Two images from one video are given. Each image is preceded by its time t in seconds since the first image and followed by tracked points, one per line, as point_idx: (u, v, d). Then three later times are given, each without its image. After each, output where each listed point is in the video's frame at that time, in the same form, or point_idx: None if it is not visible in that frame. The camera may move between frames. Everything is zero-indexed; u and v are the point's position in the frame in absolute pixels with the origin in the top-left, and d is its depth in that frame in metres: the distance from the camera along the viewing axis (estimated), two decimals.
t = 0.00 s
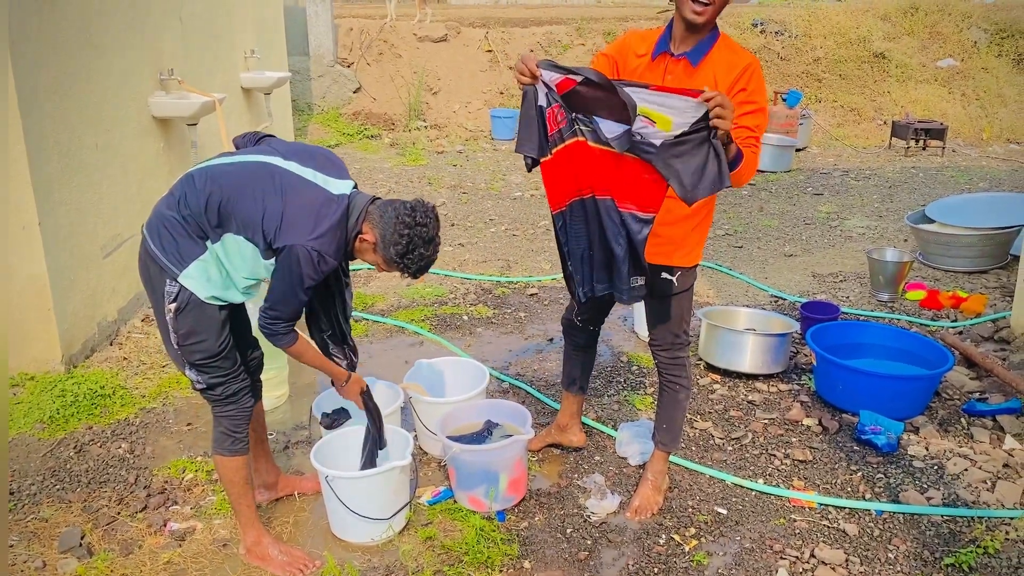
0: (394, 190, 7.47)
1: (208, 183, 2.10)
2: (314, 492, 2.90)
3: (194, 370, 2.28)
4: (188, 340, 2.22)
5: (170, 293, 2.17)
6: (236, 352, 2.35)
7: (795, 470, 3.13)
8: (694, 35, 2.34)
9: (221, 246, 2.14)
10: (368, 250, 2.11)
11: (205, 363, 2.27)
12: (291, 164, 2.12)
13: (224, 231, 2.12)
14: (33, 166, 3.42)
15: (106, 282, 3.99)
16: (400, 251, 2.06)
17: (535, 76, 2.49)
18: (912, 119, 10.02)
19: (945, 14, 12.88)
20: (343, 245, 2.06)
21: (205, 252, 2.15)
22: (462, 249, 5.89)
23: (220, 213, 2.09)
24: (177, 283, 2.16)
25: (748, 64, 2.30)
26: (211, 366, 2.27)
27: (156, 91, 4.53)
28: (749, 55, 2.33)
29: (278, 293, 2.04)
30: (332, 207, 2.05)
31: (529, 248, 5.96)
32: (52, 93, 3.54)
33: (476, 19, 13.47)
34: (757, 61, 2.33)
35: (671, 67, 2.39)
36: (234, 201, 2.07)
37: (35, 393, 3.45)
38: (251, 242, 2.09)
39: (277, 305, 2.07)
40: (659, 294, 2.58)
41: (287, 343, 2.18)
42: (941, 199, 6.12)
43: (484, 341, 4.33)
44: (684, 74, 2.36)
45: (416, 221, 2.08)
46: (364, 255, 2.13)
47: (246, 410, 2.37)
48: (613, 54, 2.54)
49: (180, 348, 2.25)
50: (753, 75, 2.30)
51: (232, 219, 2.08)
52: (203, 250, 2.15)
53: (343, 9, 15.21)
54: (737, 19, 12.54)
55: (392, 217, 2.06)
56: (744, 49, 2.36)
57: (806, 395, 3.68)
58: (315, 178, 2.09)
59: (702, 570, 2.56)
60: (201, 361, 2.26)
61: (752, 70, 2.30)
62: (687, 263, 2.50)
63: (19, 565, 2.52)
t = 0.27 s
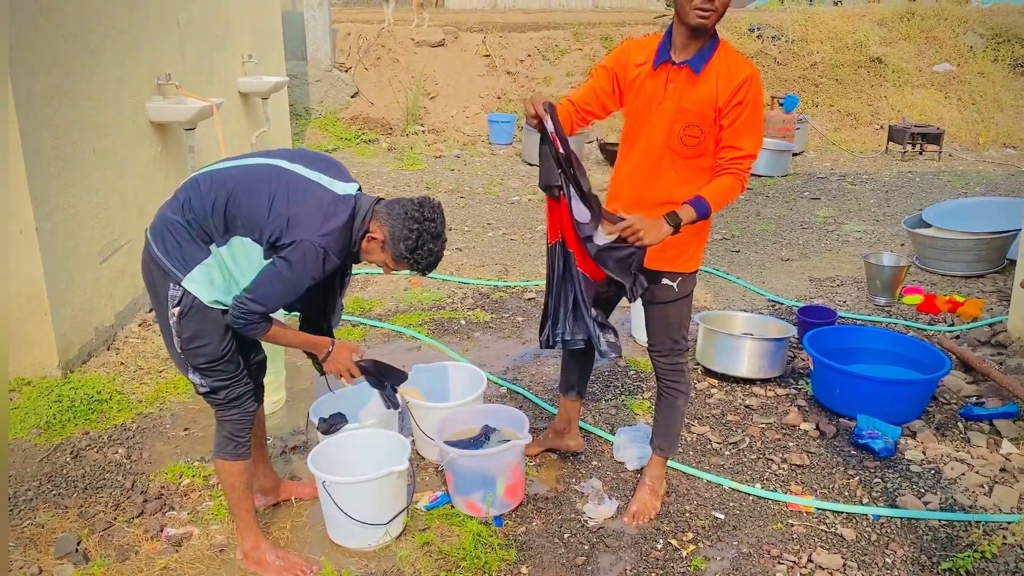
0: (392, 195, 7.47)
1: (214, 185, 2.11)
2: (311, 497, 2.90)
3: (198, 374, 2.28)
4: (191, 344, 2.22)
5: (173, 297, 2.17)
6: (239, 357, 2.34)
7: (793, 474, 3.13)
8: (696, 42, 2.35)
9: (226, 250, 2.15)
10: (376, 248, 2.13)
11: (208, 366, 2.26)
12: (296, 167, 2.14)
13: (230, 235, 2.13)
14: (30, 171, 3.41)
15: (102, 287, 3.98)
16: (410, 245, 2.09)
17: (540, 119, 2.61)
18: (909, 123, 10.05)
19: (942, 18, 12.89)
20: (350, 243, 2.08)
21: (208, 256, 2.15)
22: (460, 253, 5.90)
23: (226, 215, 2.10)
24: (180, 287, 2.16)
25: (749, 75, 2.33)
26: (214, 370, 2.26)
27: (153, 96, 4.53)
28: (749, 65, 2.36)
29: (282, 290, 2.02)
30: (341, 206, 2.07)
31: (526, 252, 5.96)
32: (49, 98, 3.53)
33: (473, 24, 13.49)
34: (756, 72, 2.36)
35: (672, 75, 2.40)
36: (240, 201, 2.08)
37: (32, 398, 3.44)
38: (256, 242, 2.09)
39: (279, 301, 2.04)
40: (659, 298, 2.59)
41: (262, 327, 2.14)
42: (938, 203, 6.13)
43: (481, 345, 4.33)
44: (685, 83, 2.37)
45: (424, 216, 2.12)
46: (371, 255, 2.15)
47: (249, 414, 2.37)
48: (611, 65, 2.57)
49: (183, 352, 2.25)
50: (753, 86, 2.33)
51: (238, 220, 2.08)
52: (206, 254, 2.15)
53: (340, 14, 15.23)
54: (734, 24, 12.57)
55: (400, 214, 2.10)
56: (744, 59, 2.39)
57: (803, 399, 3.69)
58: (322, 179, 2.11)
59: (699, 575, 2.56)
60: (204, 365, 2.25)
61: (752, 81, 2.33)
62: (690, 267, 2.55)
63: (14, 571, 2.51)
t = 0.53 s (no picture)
0: (389, 200, 7.47)
1: (224, 217, 2.12)
2: (308, 504, 2.88)
3: (207, 388, 2.26)
4: (195, 360, 2.21)
5: (172, 315, 2.17)
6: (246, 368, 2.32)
7: (791, 481, 3.12)
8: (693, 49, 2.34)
9: (224, 277, 2.14)
10: (378, 294, 2.13)
11: (214, 379, 2.25)
12: (305, 205, 2.14)
13: (230, 263, 2.13)
14: (26, 177, 3.40)
15: (99, 293, 3.97)
16: (414, 290, 2.10)
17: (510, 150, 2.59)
18: (905, 128, 10.07)
19: (938, 24, 12.96)
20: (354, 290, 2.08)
21: (207, 278, 2.15)
22: (457, 259, 5.89)
23: (233, 247, 2.10)
24: (179, 305, 2.15)
25: (745, 79, 2.33)
26: (222, 382, 2.25)
27: (150, 101, 4.52)
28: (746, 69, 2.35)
29: (294, 343, 2.05)
30: (348, 250, 2.07)
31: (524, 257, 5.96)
32: (46, 104, 3.53)
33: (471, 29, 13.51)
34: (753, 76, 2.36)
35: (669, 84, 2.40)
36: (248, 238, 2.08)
37: (27, 405, 3.42)
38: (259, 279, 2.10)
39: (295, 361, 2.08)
40: (658, 304, 2.58)
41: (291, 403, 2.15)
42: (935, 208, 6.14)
43: (479, 351, 4.32)
44: (681, 91, 2.37)
45: (428, 262, 2.15)
46: (374, 300, 2.15)
47: (262, 425, 2.34)
48: (606, 72, 2.57)
49: (187, 367, 2.24)
50: (748, 90, 2.32)
51: (243, 254, 2.09)
52: (204, 276, 2.15)
53: (337, 19, 15.25)
54: (731, 29, 12.60)
55: (405, 261, 2.11)
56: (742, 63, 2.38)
57: (802, 405, 3.68)
58: (330, 221, 2.12)
59: None
60: (210, 378, 2.24)
61: (748, 85, 2.33)
62: (688, 273, 2.55)
63: None
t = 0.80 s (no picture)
0: (387, 205, 7.47)
1: (242, 257, 2.17)
2: (306, 511, 2.87)
3: (214, 402, 2.25)
4: (199, 373, 2.20)
5: (173, 332, 2.18)
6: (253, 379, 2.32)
7: (790, 486, 3.12)
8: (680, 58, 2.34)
9: (230, 312, 2.18)
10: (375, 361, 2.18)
11: (220, 391, 2.23)
12: (323, 260, 2.21)
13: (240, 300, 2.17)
14: (23, 184, 3.40)
15: (96, 299, 3.96)
16: (413, 362, 2.15)
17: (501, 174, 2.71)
18: (902, 134, 10.11)
19: (935, 30, 13.00)
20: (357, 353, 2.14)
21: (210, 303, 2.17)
22: (455, 264, 5.89)
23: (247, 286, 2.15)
24: (180, 324, 2.17)
25: (729, 88, 2.32)
26: (228, 394, 2.24)
27: (148, 107, 4.52)
28: (733, 78, 2.35)
29: (301, 394, 2.14)
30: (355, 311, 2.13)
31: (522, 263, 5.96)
32: (43, 111, 3.52)
33: (469, 35, 13.53)
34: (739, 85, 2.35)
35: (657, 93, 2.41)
36: (262, 282, 2.14)
37: (24, 412, 3.41)
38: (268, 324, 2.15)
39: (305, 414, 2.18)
40: (652, 309, 2.58)
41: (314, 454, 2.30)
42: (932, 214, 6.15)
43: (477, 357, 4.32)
44: (666, 101, 2.39)
45: (430, 336, 2.21)
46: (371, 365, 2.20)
47: (275, 437, 2.32)
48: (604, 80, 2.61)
49: (192, 382, 2.23)
50: (730, 99, 2.32)
51: (255, 295, 2.14)
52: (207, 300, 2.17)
53: (335, 25, 15.27)
54: (728, 36, 12.64)
55: (406, 331, 2.16)
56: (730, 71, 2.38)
57: (800, 411, 3.68)
58: (342, 281, 2.18)
59: None
60: (216, 391, 2.23)
61: (731, 94, 2.32)
62: (681, 279, 2.55)
63: None
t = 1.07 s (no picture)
0: (385, 211, 7.47)
1: (237, 260, 2.17)
2: (304, 517, 2.86)
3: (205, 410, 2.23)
4: (190, 381, 2.19)
5: (165, 339, 2.17)
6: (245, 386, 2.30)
7: (789, 492, 3.11)
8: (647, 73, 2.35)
9: (224, 316, 2.16)
10: (373, 364, 2.20)
11: (211, 399, 2.21)
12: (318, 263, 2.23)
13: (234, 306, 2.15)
14: (20, 189, 3.39)
15: (93, 305, 3.95)
16: (410, 366, 2.19)
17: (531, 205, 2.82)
18: (899, 139, 10.13)
19: (931, 36, 13.05)
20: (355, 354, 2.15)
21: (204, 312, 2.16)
22: (453, 269, 5.89)
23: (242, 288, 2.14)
24: (173, 330, 2.15)
25: (699, 96, 2.30)
26: (219, 402, 2.22)
27: (146, 113, 4.52)
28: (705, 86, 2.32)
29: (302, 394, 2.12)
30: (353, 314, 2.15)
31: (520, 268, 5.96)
32: (40, 116, 3.52)
33: (466, 40, 13.55)
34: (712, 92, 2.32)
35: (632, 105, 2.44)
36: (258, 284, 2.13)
37: (20, 418, 3.40)
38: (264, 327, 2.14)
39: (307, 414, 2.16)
40: (640, 311, 2.58)
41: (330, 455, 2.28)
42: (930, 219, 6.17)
43: (475, 362, 4.31)
44: (640, 111, 2.41)
45: (427, 338, 2.25)
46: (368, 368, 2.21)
47: (265, 444, 2.29)
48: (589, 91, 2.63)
49: (184, 389, 2.22)
50: (701, 106, 2.30)
51: (251, 298, 2.13)
52: (201, 308, 2.15)
53: (332, 31, 15.28)
54: (725, 41, 12.67)
55: (404, 332, 2.21)
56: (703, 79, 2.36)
57: (799, 416, 3.68)
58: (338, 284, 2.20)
59: None
60: (207, 398, 2.21)
61: (702, 102, 2.30)
62: (669, 281, 2.56)
63: None
